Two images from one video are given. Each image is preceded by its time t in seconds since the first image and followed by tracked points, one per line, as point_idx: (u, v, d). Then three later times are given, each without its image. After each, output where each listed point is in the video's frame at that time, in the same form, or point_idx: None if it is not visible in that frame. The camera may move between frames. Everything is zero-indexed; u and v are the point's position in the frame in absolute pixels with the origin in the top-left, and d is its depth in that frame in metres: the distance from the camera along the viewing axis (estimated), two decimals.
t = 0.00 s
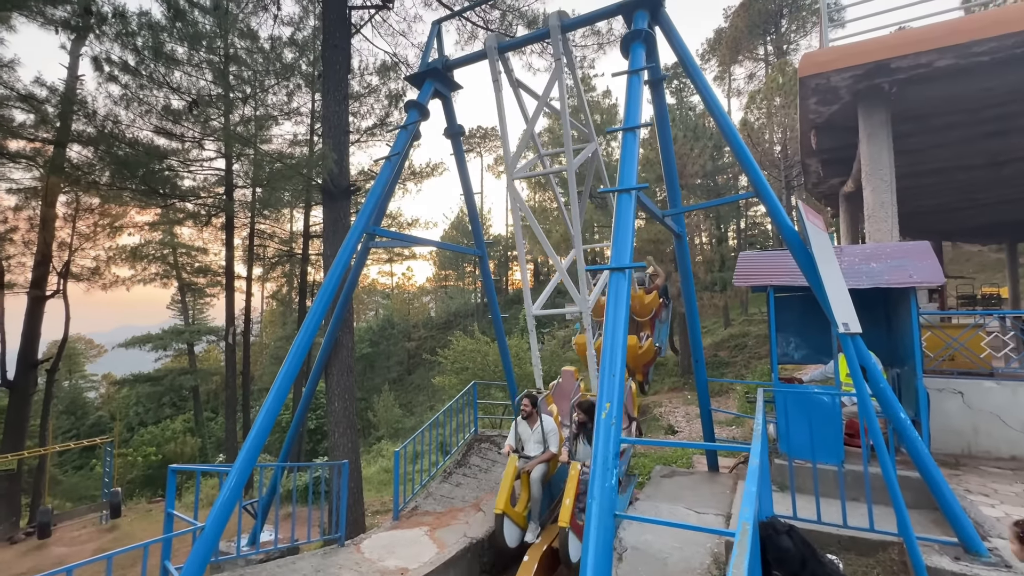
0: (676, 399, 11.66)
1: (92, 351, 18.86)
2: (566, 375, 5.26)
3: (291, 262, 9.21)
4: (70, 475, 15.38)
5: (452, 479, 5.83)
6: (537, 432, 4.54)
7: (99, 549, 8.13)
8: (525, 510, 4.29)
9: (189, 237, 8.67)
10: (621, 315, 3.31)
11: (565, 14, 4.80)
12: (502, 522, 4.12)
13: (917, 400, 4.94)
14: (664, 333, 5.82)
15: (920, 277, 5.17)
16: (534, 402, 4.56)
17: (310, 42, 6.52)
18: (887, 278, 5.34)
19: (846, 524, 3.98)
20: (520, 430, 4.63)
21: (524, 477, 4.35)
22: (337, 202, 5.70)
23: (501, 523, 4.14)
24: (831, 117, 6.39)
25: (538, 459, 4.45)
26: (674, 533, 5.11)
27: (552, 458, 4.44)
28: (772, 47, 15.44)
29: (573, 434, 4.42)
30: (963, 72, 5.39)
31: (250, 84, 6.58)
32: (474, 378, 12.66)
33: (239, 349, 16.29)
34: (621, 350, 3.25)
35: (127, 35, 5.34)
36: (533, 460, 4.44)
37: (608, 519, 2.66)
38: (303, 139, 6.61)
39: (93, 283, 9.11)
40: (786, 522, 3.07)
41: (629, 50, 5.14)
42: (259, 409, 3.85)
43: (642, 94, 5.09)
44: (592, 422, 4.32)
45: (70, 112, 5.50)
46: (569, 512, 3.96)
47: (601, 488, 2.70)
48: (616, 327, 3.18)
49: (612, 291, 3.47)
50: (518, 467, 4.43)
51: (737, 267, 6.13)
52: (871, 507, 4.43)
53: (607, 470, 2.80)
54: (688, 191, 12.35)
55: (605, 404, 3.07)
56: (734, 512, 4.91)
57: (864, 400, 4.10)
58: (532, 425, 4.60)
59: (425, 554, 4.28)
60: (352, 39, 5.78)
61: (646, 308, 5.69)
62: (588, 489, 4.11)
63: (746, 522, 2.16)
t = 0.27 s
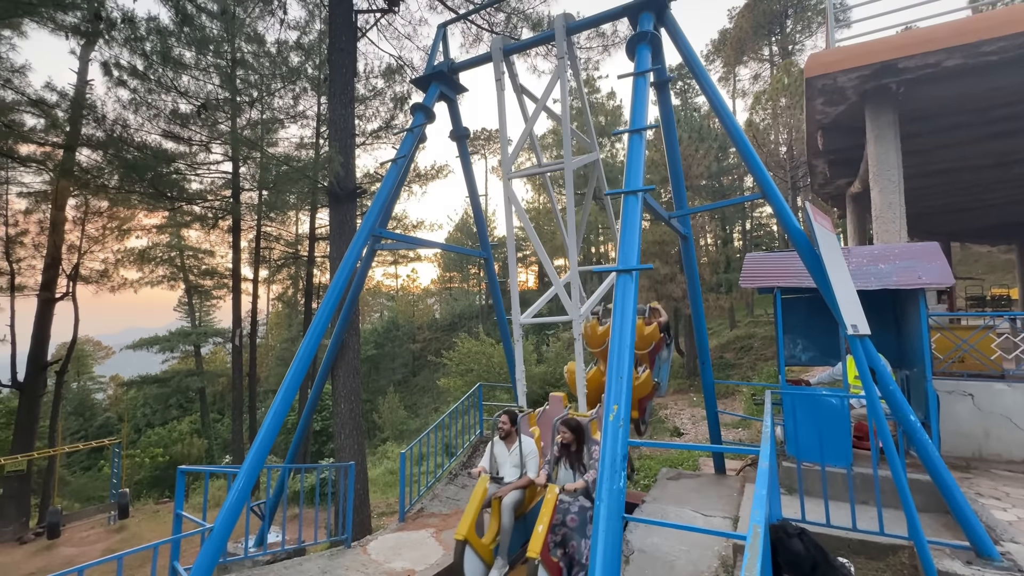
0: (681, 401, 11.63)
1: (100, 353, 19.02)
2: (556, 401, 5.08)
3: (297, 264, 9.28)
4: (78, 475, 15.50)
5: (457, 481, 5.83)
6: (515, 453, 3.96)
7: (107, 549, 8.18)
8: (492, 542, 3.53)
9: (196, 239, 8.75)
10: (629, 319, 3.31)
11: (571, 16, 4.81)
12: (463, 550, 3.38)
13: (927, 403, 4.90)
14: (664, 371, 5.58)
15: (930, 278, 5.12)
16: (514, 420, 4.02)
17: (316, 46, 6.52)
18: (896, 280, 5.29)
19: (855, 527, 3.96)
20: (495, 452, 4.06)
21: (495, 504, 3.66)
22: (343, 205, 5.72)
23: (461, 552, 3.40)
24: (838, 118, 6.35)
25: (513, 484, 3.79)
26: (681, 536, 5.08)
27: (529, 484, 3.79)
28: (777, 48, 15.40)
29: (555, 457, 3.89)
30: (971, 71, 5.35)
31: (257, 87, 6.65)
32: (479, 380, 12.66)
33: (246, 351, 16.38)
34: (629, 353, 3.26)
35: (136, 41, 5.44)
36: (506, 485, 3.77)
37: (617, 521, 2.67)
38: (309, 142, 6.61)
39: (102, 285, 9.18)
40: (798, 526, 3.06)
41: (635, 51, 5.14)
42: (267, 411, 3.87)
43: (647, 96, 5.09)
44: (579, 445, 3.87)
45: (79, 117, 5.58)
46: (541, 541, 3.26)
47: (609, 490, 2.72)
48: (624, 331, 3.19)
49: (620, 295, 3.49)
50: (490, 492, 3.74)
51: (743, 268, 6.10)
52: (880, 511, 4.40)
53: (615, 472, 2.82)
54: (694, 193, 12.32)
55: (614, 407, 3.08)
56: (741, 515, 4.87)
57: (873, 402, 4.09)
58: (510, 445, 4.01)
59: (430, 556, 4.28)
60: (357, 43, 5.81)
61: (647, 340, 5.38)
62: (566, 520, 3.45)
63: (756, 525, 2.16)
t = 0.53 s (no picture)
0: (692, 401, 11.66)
1: (115, 353, 19.31)
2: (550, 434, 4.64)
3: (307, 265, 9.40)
4: (95, 473, 15.75)
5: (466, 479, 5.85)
6: (475, 469, 3.33)
7: (123, 546, 8.31)
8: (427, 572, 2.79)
9: (208, 241, 8.91)
10: (638, 319, 3.30)
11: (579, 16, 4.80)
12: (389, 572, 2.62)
13: (943, 403, 4.82)
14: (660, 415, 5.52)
15: (945, 277, 5.05)
16: (478, 431, 3.44)
17: (326, 48, 6.60)
18: (910, 278, 5.22)
19: (869, 528, 3.92)
20: (450, 464, 3.43)
21: (439, 526, 2.95)
22: (353, 205, 5.77)
23: None
24: (850, 115, 6.27)
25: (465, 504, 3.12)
26: (692, 537, 5.05)
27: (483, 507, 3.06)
28: (787, 45, 15.28)
29: (519, 476, 3.32)
30: (987, 66, 5.26)
31: (267, 90, 6.88)
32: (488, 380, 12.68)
33: (257, 351, 16.56)
34: (639, 353, 3.30)
35: (150, 45, 5.54)
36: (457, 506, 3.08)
37: (626, 519, 2.71)
38: (319, 144, 6.69)
39: (117, 286, 9.33)
40: (810, 527, 3.03)
41: (643, 51, 5.13)
42: (278, 410, 3.91)
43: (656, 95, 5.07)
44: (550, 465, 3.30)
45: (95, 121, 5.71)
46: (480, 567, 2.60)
47: (619, 489, 2.77)
48: (633, 330, 3.24)
49: (629, 296, 3.52)
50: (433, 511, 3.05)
51: (754, 268, 6.05)
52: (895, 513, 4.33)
53: (623, 471, 2.86)
54: (703, 191, 12.25)
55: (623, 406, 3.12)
56: (752, 517, 4.83)
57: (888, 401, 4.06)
58: (470, 462, 3.39)
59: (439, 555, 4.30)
60: (366, 45, 5.86)
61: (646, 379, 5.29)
62: (519, 547, 2.89)
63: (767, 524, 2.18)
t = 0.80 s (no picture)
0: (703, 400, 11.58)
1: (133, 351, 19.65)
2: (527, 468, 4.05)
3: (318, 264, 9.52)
4: (114, 470, 16.06)
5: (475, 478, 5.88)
6: (406, 458, 2.87)
7: (141, 541, 8.47)
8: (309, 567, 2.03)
9: (222, 241, 9.04)
10: (648, 320, 3.28)
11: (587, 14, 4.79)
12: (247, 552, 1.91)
13: (962, 404, 4.72)
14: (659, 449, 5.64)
15: (963, 275, 4.94)
16: (415, 418, 3.02)
17: (335, 49, 6.66)
18: (927, 276, 5.11)
19: (885, 530, 3.87)
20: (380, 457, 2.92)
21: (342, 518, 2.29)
22: (364, 207, 5.75)
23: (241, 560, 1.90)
24: (865, 110, 6.17)
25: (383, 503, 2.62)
26: (703, 537, 5.02)
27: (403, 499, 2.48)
28: (801, 39, 15.08)
29: (457, 469, 2.87)
30: (1007, 58, 5.14)
31: (279, 93, 6.84)
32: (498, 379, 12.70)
33: (271, 350, 16.75)
34: (650, 354, 3.29)
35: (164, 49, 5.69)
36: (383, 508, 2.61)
37: (637, 519, 2.71)
38: (330, 145, 6.73)
39: (134, 286, 9.49)
40: (824, 529, 3.02)
41: (654, 48, 5.09)
42: (290, 409, 3.97)
43: (667, 93, 5.03)
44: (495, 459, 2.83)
45: (111, 124, 5.86)
46: (373, 543, 1.92)
47: (630, 489, 2.77)
48: (643, 329, 3.23)
49: (639, 295, 3.51)
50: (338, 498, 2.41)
51: (767, 266, 5.97)
52: (912, 514, 4.26)
53: (634, 470, 2.86)
54: (715, 189, 12.15)
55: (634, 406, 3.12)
56: (765, 517, 4.78)
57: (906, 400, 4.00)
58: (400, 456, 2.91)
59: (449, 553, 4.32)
60: (376, 46, 5.88)
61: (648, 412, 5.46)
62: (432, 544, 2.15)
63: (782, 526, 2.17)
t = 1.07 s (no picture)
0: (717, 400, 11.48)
1: (152, 351, 19.99)
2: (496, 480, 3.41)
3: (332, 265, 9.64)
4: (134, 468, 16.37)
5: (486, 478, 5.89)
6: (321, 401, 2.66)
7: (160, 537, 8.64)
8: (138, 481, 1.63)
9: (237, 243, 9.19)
10: (662, 322, 3.25)
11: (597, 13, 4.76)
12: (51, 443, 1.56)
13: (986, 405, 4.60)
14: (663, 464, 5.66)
15: (986, 274, 4.83)
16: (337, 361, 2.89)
17: (348, 53, 6.76)
18: (948, 276, 5.00)
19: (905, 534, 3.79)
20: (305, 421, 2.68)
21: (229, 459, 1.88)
22: (377, 208, 5.75)
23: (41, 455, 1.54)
24: (883, 106, 6.06)
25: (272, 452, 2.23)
26: (718, 539, 4.96)
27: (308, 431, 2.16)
28: (816, 35, 14.88)
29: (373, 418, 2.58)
30: None
31: (293, 96, 6.92)
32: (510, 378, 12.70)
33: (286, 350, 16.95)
34: (663, 355, 3.28)
35: (181, 55, 5.89)
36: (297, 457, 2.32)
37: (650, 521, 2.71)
38: (342, 147, 6.89)
39: (152, 287, 9.66)
40: (842, 532, 2.96)
41: (666, 46, 5.06)
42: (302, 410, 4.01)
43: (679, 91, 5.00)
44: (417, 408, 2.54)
45: (131, 130, 6.00)
46: (190, 426, 1.45)
47: (643, 491, 2.77)
48: (656, 329, 3.22)
49: (652, 296, 3.49)
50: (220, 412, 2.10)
51: (781, 265, 5.89)
52: (933, 519, 4.15)
53: (647, 472, 2.85)
54: (730, 187, 12.04)
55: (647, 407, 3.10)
56: (782, 520, 4.71)
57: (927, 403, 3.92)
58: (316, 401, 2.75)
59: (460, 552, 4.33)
60: (388, 49, 5.92)
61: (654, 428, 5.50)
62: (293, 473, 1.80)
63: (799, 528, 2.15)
